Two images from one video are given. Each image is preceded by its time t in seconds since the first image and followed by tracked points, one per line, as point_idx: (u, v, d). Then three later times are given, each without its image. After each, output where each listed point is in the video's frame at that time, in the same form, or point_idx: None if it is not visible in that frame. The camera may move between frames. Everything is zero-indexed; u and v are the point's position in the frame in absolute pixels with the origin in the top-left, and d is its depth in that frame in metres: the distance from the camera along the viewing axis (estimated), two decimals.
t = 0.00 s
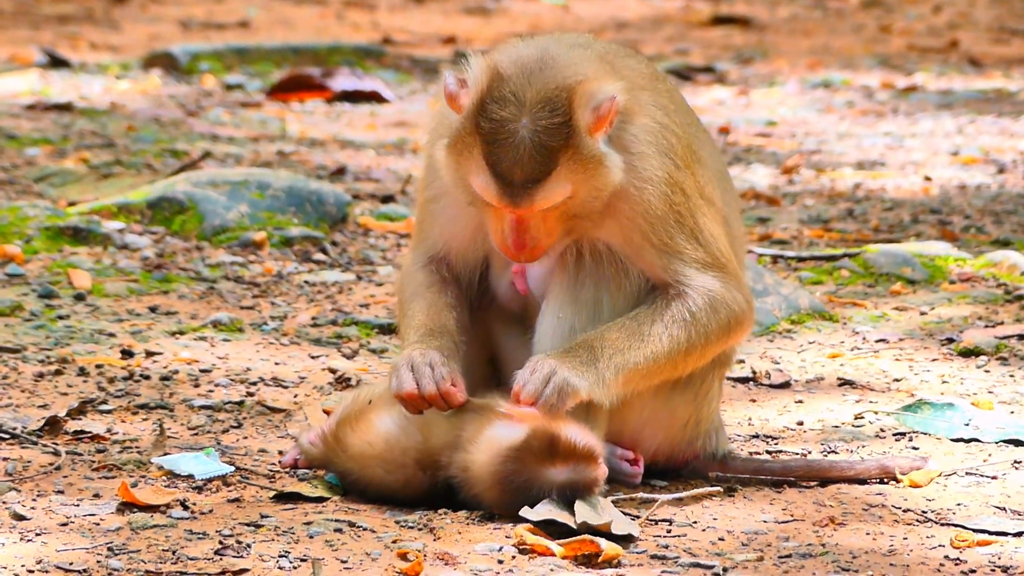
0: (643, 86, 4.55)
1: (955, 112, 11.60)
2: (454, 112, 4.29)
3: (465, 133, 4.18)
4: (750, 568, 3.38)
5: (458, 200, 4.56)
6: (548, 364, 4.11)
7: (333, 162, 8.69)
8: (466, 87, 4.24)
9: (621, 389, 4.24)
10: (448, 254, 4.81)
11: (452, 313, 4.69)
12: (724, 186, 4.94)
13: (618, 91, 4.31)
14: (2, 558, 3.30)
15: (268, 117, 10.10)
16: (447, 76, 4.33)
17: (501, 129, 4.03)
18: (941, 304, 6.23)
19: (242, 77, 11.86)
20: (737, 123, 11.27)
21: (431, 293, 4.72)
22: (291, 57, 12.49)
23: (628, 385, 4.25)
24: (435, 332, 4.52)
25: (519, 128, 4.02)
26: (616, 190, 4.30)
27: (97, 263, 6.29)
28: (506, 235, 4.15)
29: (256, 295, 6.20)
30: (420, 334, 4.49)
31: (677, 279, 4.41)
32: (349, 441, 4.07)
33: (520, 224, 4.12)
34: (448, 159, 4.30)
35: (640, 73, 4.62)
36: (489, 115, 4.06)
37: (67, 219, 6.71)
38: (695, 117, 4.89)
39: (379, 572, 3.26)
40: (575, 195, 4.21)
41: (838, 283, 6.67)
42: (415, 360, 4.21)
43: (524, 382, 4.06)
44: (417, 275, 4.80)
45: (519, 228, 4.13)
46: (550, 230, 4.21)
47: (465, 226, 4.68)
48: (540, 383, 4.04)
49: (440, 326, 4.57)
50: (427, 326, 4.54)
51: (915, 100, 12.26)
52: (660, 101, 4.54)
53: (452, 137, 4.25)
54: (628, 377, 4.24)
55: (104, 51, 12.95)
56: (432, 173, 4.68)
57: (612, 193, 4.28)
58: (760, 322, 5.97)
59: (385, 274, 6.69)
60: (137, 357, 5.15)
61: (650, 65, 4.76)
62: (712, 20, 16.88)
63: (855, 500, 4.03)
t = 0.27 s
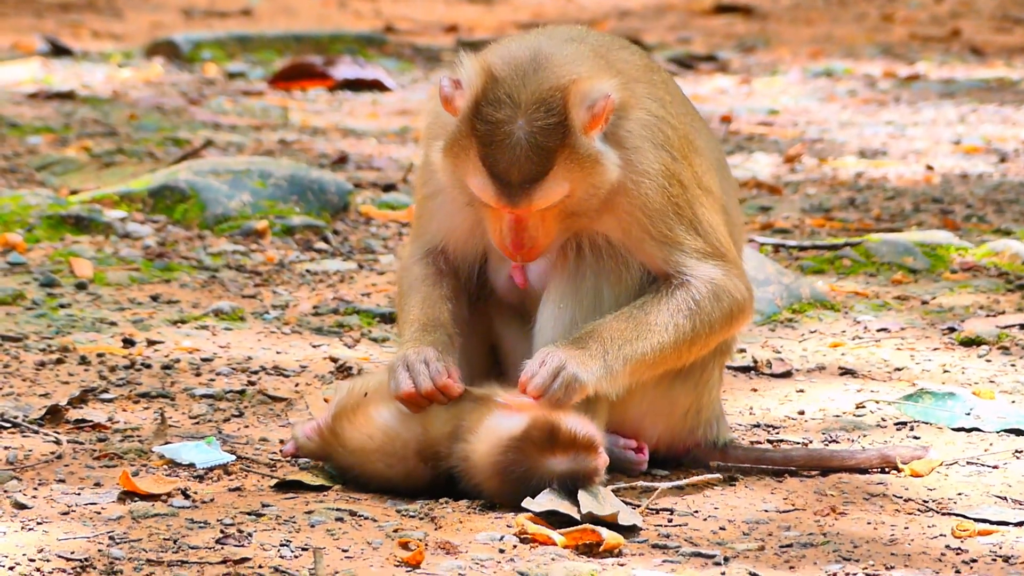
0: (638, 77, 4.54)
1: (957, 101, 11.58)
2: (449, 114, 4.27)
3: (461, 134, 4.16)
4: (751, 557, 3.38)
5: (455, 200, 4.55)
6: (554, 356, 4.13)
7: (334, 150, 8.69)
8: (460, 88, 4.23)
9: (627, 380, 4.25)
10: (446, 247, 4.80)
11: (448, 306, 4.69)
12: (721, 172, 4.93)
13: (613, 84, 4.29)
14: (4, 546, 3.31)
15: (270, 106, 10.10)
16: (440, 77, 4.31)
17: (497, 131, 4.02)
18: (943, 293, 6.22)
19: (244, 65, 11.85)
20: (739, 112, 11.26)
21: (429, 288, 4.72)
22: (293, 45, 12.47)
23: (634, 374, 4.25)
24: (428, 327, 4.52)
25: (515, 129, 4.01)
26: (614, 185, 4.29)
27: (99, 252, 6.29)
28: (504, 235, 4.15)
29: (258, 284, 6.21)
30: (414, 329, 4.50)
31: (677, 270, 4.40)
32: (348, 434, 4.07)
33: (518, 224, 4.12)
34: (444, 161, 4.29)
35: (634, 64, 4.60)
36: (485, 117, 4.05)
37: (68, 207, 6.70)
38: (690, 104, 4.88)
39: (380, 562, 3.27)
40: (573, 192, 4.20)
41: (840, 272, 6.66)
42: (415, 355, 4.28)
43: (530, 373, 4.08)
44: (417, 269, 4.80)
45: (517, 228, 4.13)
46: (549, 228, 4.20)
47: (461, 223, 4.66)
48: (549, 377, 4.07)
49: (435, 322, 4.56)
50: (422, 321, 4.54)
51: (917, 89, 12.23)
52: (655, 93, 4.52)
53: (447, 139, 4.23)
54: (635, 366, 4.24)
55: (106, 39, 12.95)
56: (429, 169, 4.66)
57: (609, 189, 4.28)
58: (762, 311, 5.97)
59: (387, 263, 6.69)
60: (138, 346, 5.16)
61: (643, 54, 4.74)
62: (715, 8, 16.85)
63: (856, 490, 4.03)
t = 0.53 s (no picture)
0: (637, 76, 4.53)
1: (960, 99, 11.57)
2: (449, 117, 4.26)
3: (462, 139, 4.16)
4: (754, 556, 3.38)
5: (456, 206, 4.52)
6: (556, 354, 4.14)
7: (337, 147, 8.69)
8: (460, 92, 4.24)
9: (627, 380, 4.25)
10: (453, 253, 4.75)
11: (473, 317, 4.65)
12: (720, 169, 4.93)
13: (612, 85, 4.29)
14: (6, 543, 3.31)
15: (273, 103, 10.10)
16: (440, 81, 4.30)
17: (499, 136, 4.01)
18: (945, 291, 6.22)
19: (247, 62, 11.84)
20: (742, 109, 11.25)
21: (431, 293, 4.70)
22: (295, 42, 12.47)
23: (635, 374, 4.26)
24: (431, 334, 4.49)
25: (517, 133, 4.01)
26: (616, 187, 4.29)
27: (102, 248, 6.29)
28: (506, 238, 4.14)
29: (260, 280, 6.21)
30: (447, 342, 4.46)
31: (679, 270, 4.41)
32: (348, 434, 4.06)
33: (520, 227, 4.11)
34: (445, 165, 4.28)
35: (632, 63, 4.60)
36: (486, 122, 4.04)
37: (71, 203, 6.71)
38: (689, 101, 4.87)
39: (382, 559, 3.27)
40: (575, 195, 4.20)
41: (842, 271, 6.66)
42: (436, 371, 4.29)
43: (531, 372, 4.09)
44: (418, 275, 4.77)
45: (520, 231, 4.13)
46: (551, 231, 4.20)
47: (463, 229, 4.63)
48: (550, 377, 4.08)
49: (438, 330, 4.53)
50: (453, 335, 4.51)
51: (920, 86, 12.22)
52: (654, 93, 4.52)
53: (449, 143, 4.22)
54: (636, 366, 4.25)
55: (109, 35, 12.95)
56: (429, 173, 4.63)
57: (611, 191, 4.27)
58: (764, 310, 5.97)
59: (389, 260, 6.69)
60: (141, 342, 5.16)
61: (641, 53, 4.73)
62: (718, 6, 16.85)
63: (858, 488, 4.03)
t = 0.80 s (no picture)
0: (640, 84, 4.53)
1: (962, 102, 11.57)
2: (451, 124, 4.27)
3: (463, 149, 4.17)
4: (754, 559, 3.38)
5: (458, 211, 4.51)
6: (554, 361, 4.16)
7: (339, 150, 8.69)
8: (463, 99, 4.23)
9: (623, 393, 4.28)
10: (449, 259, 4.75)
11: (452, 320, 4.64)
12: (724, 174, 4.92)
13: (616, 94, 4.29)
14: (7, 546, 3.32)
15: (275, 105, 10.10)
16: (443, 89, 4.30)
17: (500, 148, 4.03)
18: (947, 295, 6.22)
19: (250, 64, 11.85)
20: (744, 112, 11.25)
21: (430, 302, 4.68)
22: (298, 44, 12.48)
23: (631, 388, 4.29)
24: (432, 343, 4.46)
25: (517, 146, 4.02)
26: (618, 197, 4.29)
27: (103, 250, 6.30)
28: (507, 248, 4.16)
29: (262, 283, 6.21)
30: (420, 344, 4.45)
31: (680, 278, 4.40)
32: (349, 436, 4.07)
33: (521, 237, 4.13)
34: (446, 173, 4.29)
35: (636, 70, 4.59)
36: (487, 134, 4.06)
37: (73, 206, 6.71)
38: (693, 106, 4.87)
39: (383, 562, 3.27)
40: (576, 206, 4.21)
41: (844, 274, 6.66)
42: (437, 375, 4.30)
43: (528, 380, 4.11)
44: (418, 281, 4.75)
45: (520, 241, 4.14)
46: (552, 240, 4.21)
47: (464, 236, 4.62)
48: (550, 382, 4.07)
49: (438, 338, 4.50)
50: (426, 336, 4.49)
51: (922, 90, 12.22)
52: (657, 101, 4.51)
53: (450, 152, 4.24)
54: (630, 381, 4.28)
55: (112, 37, 12.96)
56: (431, 178, 4.61)
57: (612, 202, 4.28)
58: (766, 313, 5.97)
59: (391, 263, 6.69)
60: (142, 345, 5.16)
61: (645, 58, 4.73)
62: (720, 9, 16.85)
63: (859, 492, 4.03)
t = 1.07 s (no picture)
0: (638, 89, 4.54)
1: (962, 106, 11.58)
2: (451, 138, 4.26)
3: (465, 161, 4.17)
4: (755, 562, 3.38)
5: (457, 220, 4.51)
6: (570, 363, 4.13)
7: (339, 152, 8.69)
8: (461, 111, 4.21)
9: (639, 392, 4.26)
10: (448, 266, 4.74)
11: (447, 327, 4.63)
12: (721, 175, 4.93)
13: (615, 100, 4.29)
14: (8, 548, 3.32)
15: (275, 108, 10.10)
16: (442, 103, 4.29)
17: (502, 160, 4.03)
18: (947, 298, 6.22)
19: (250, 66, 11.86)
20: (744, 115, 11.26)
21: (428, 310, 4.67)
22: (298, 46, 12.48)
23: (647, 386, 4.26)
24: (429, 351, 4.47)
25: (519, 156, 4.02)
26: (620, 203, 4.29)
27: (103, 253, 6.30)
28: (510, 256, 4.15)
29: (262, 286, 6.21)
30: (417, 352, 4.45)
31: (684, 279, 4.40)
32: (350, 440, 4.06)
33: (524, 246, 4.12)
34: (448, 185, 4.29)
35: (633, 75, 4.60)
36: (489, 145, 4.06)
37: (73, 208, 6.71)
38: (689, 109, 4.87)
39: (384, 565, 3.27)
40: (579, 214, 4.21)
41: (844, 277, 6.66)
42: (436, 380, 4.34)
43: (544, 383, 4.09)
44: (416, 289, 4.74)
45: (524, 250, 4.13)
46: (555, 248, 4.21)
47: (462, 242, 4.62)
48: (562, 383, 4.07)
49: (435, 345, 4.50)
50: (422, 345, 4.48)
51: (922, 93, 12.23)
52: (655, 105, 4.52)
53: (452, 165, 4.23)
54: (646, 379, 4.26)
55: (112, 40, 12.97)
56: (429, 188, 4.62)
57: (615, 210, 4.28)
58: (766, 316, 5.97)
59: (391, 266, 6.69)
60: (142, 348, 5.16)
61: (640, 63, 4.73)
62: (720, 12, 16.86)
63: (859, 495, 4.03)
